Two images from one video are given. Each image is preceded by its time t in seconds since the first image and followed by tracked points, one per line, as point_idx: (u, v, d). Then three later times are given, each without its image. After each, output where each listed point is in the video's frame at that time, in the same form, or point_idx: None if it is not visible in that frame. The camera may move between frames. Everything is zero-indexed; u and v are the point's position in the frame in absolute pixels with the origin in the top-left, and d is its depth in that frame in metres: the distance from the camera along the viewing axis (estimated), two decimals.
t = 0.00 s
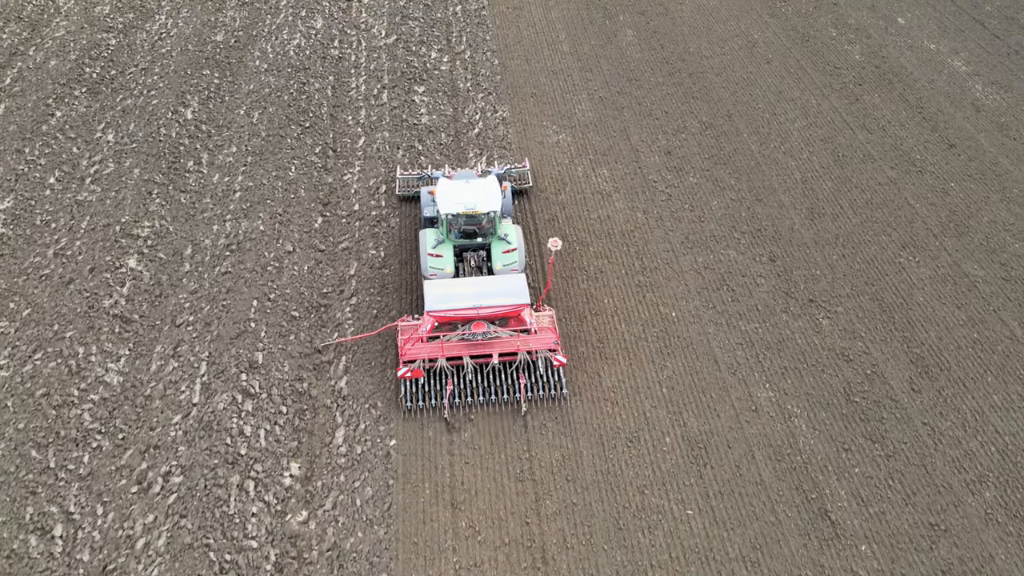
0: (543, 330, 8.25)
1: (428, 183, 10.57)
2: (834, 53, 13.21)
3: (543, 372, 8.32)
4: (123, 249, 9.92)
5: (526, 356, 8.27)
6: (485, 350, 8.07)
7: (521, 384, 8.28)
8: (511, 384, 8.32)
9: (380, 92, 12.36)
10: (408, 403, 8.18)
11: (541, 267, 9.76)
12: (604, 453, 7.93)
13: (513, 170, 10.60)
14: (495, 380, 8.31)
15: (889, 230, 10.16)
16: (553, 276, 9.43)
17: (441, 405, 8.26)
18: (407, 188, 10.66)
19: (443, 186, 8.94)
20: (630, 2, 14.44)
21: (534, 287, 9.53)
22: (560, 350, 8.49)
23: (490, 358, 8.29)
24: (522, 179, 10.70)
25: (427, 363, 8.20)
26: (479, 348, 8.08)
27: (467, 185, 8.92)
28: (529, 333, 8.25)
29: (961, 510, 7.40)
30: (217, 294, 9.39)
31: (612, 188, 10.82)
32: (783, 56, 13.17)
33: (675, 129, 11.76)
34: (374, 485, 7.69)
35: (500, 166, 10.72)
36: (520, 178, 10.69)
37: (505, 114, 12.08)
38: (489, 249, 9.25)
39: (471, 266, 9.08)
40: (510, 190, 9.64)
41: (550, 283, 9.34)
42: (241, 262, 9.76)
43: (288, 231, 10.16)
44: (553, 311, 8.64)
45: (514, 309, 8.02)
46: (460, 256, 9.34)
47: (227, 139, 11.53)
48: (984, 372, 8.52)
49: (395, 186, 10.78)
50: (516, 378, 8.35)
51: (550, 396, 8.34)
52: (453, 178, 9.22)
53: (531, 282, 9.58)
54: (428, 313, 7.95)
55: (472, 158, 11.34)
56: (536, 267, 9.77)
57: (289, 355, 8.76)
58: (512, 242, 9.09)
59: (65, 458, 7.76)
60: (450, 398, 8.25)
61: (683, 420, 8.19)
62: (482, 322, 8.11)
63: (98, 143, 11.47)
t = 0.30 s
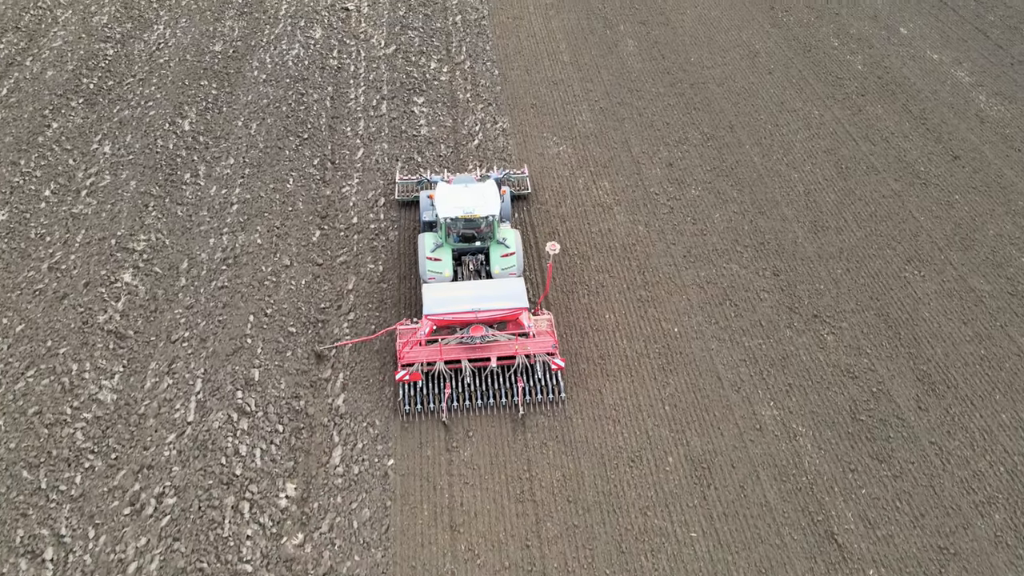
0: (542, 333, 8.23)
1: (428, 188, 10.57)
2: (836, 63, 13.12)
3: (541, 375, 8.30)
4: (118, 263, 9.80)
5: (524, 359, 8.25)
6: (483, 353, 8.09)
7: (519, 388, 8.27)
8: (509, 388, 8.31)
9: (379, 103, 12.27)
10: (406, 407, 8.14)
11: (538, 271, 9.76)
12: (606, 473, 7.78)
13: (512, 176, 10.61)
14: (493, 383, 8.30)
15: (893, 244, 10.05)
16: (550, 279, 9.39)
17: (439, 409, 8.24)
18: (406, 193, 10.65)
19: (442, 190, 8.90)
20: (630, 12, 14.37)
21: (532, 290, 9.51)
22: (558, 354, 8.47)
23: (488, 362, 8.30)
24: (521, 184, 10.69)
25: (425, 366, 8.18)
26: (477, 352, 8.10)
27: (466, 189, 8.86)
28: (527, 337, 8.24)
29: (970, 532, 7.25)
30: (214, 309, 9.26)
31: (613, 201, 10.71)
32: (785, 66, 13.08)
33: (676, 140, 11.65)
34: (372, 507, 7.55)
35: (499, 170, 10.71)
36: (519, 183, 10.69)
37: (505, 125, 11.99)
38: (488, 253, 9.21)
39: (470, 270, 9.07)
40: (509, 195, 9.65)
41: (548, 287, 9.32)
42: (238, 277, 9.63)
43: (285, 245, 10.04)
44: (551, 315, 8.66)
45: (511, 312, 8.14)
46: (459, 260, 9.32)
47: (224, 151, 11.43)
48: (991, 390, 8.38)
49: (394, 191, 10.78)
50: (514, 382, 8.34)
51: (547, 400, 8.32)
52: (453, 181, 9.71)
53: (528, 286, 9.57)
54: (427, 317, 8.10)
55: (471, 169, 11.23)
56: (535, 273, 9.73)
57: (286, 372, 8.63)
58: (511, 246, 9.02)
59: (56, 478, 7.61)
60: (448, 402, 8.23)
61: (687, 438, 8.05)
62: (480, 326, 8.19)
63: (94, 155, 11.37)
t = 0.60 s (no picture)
0: (539, 337, 8.26)
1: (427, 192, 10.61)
2: (838, 73, 13.03)
3: (539, 379, 8.32)
4: (113, 278, 9.67)
5: (522, 363, 8.27)
6: (481, 356, 8.10)
7: (517, 392, 8.28)
8: (507, 392, 8.32)
9: (377, 113, 12.18)
10: (404, 410, 8.15)
11: (536, 274, 9.77)
12: (608, 494, 7.63)
13: (510, 180, 10.69)
14: (491, 387, 8.32)
15: (898, 258, 9.92)
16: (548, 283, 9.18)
17: (437, 412, 8.25)
18: (406, 198, 10.71)
19: (440, 196, 8.99)
20: (631, 21, 14.28)
21: (530, 293, 9.54)
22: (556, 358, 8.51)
23: (486, 365, 8.32)
24: (519, 189, 10.77)
25: (423, 369, 8.21)
26: (475, 355, 8.12)
27: (464, 194, 8.94)
28: (525, 340, 8.27)
29: (980, 556, 7.10)
30: (209, 325, 9.13)
31: (614, 214, 10.59)
32: (787, 76, 12.99)
33: (678, 151, 11.55)
34: (369, 528, 7.40)
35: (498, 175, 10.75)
36: (517, 188, 10.77)
37: (505, 136, 11.88)
38: (486, 257, 9.21)
39: (468, 274, 8.99)
40: (507, 200, 9.72)
41: (546, 291, 9.33)
42: (234, 291, 9.51)
43: (282, 259, 9.92)
44: (549, 319, 8.66)
45: (509, 315, 8.15)
46: (457, 264, 9.30)
47: (222, 163, 11.32)
48: (999, 408, 8.25)
49: (394, 195, 10.81)
50: (512, 386, 8.35)
51: (545, 404, 8.33)
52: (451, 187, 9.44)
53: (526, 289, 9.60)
54: (425, 320, 8.11)
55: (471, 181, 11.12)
56: (534, 277, 9.74)
57: (282, 390, 8.49)
58: (509, 250, 9.05)
59: (47, 500, 7.47)
60: (446, 405, 8.24)
61: (690, 458, 7.90)
62: (478, 329, 8.19)
63: (90, 167, 11.26)
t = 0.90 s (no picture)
0: (538, 341, 8.22)
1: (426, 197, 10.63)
2: (840, 83, 12.93)
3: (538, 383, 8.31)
4: (108, 292, 9.55)
5: (520, 367, 8.26)
6: (479, 360, 8.07)
7: (515, 396, 8.26)
8: (506, 395, 8.31)
9: (376, 124, 12.08)
10: (403, 414, 8.13)
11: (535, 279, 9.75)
12: (610, 516, 7.48)
13: (509, 185, 10.62)
14: (490, 391, 8.31)
15: (903, 272, 9.80)
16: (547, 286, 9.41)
17: (436, 417, 8.20)
18: (405, 203, 10.73)
19: (438, 200, 8.88)
20: (631, 31, 14.21)
21: (529, 297, 9.51)
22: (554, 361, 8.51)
23: (484, 369, 8.33)
24: (518, 194, 10.72)
25: (422, 373, 8.19)
26: (474, 359, 8.08)
27: (462, 198, 8.83)
28: (523, 345, 8.23)
29: None
30: (205, 340, 8.99)
31: (615, 227, 10.48)
32: (789, 87, 12.90)
33: (679, 163, 11.44)
34: (366, 552, 7.25)
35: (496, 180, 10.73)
36: (516, 193, 10.69)
37: (505, 147, 11.78)
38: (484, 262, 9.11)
39: (466, 278, 8.90)
40: (505, 205, 9.68)
41: (545, 295, 9.34)
42: (230, 306, 9.38)
43: (280, 273, 9.80)
44: (548, 323, 8.60)
45: (508, 319, 8.05)
46: (456, 269, 9.19)
47: (219, 175, 11.21)
48: (1008, 427, 8.11)
49: (393, 200, 10.83)
50: (510, 390, 8.33)
51: (544, 408, 8.29)
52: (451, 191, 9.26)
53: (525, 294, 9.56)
54: (423, 324, 7.99)
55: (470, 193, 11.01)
56: (532, 281, 9.71)
57: (278, 408, 8.34)
58: (507, 254, 8.95)
59: (38, 522, 7.32)
60: (444, 409, 8.20)
61: (693, 478, 7.76)
62: (477, 333, 8.13)
63: (86, 179, 11.14)
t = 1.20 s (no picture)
0: (537, 346, 8.12)
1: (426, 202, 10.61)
2: (843, 94, 12.84)
3: (537, 388, 8.30)
4: (103, 307, 9.41)
5: (519, 371, 8.25)
6: (478, 364, 8.02)
7: (514, 400, 8.25)
8: (504, 400, 8.30)
9: (376, 136, 11.97)
10: (402, 419, 8.15)
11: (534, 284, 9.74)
12: (613, 539, 7.32)
13: (508, 190, 10.66)
14: (489, 395, 8.30)
15: (909, 286, 9.67)
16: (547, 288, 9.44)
17: (435, 421, 8.21)
18: (404, 207, 10.70)
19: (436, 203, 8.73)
20: (632, 41, 14.12)
21: (528, 302, 9.51)
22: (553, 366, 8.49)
23: (483, 373, 8.29)
24: (517, 200, 10.74)
25: (421, 378, 8.15)
26: (472, 363, 8.02)
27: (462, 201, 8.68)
28: (523, 349, 8.14)
29: None
30: (201, 357, 8.85)
31: (617, 240, 10.35)
32: (791, 97, 12.80)
33: (681, 175, 11.32)
34: None
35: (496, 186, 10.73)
36: (515, 199, 10.74)
37: (505, 159, 11.67)
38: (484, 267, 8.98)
39: (466, 283, 8.73)
40: (505, 209, 9.51)
41: (543, 299, 9.34)
42: (227, 322, 9.24)
43: (277, 288, 9.67)
44: (547, 327, 8.54)
45: (507, 324, 7.99)
46: (455, 273, 9.04)
47: (216, 187, 11.09)
48: (1018, 446, 7.97)
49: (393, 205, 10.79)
50: (509, 394, 8.33)
51: (543, 412, 8.29)
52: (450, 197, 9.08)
53: (524, 298, 9.55)
54: (423, 328, 7.95)
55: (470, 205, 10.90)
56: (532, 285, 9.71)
57: (275, 427, 8.20)
58: (507, 258, 8.80)
59: (28, 546, 7.16)
60: (443, 414, 8.20)
61: (698, 500, 7.61)
62: (476, 337, 8.09)
63: (82, 192, 11.02)
